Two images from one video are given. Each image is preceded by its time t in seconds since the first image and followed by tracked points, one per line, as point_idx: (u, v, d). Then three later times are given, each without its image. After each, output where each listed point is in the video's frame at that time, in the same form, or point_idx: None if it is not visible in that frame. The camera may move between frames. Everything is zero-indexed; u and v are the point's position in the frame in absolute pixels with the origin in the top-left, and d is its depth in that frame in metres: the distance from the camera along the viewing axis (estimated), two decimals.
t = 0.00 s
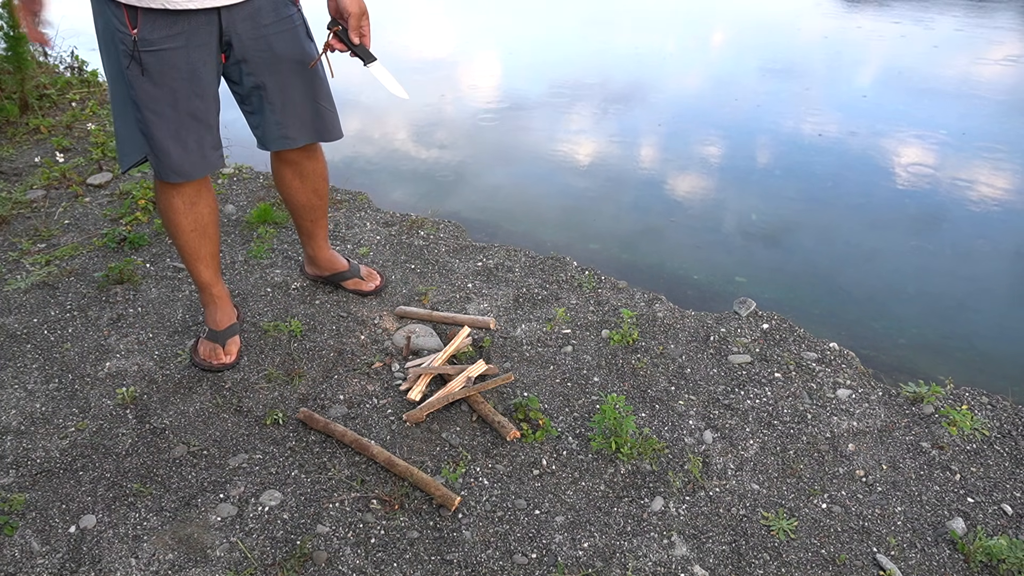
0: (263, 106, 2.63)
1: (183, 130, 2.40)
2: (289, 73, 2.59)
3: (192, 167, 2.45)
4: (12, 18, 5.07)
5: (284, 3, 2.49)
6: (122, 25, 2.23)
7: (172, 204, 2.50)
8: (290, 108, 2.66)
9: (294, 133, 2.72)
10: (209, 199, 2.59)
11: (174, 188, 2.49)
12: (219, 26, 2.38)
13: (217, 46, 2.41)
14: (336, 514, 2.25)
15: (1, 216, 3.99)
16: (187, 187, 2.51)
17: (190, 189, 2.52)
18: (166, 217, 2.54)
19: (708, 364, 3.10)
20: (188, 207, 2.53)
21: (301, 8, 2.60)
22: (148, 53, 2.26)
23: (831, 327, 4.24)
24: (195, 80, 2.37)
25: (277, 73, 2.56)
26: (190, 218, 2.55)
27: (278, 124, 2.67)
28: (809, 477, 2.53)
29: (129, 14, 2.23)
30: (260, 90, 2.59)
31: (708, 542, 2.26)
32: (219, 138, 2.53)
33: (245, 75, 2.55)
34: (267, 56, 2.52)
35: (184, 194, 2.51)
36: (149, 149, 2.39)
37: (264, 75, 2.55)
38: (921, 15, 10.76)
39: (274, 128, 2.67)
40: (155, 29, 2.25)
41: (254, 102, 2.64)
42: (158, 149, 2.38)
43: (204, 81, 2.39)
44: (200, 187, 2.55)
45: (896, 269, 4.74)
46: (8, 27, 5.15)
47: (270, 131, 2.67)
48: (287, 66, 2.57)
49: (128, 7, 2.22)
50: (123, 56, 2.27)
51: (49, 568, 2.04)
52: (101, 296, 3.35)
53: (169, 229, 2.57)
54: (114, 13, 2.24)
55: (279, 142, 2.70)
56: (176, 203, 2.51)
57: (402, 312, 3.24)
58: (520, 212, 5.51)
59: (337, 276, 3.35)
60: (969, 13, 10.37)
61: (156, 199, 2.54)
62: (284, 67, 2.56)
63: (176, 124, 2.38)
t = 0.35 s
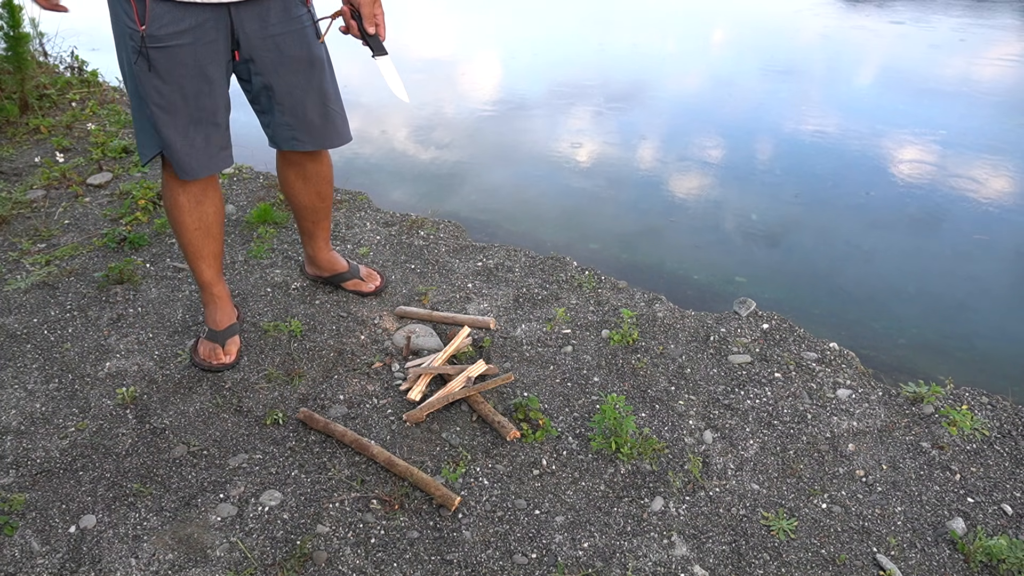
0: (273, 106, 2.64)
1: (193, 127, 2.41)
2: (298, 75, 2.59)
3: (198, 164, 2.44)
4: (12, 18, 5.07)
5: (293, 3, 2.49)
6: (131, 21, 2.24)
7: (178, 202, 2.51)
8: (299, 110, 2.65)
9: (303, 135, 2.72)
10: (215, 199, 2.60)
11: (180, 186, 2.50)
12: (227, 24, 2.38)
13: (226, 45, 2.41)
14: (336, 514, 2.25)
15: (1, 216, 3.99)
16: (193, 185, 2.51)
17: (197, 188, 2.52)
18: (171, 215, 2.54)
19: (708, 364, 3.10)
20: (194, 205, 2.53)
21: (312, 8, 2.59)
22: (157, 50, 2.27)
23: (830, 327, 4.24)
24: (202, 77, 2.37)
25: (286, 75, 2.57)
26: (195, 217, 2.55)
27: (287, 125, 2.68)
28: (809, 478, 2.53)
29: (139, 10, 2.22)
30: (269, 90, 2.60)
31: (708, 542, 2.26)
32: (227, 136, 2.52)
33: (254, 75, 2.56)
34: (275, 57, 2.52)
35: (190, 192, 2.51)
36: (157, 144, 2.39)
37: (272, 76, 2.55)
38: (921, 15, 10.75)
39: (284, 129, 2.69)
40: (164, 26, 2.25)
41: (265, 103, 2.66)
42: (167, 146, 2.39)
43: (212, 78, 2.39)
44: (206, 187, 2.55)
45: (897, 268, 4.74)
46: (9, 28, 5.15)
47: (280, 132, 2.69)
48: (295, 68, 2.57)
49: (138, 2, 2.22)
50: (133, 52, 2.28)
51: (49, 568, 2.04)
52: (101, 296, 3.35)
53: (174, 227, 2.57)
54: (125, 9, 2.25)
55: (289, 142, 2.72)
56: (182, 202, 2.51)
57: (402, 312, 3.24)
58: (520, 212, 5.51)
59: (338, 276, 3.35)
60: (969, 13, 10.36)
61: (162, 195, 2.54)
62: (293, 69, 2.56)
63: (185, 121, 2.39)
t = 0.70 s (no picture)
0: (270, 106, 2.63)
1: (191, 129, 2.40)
2: (295, 73, 2.59)
3: (198, 165, 2.45)
4: (12, 18, 5.08)
5: (291, 2, 2.51)
6: (130, 23, 2.23)
7: (176, 203, 2.50)
8: (297, 109, 2.66)
9: (301, 134, 2.72)
10: (213, 199, 2.59)
11: (178, 187, 2.49)
12: (226, 24, 2.38)
13: (225, 46, 2.41)
14: (335, 514, 2.25)
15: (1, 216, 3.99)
16: (191, 186, 2.51)
17: (195, 188, 2.52)
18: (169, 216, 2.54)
19: (708, 364, 3.10)
20: (192, 206, 2.53)
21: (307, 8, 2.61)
22: (156, 51, 2.26)
23: (830, 327, 4.24)
24: (202, 78, 2.37)
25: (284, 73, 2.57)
26: (194, 218, 2.55)
27: (285, 124, 2.67)
28: (809, 478, 2.53)
29: (137, 11, 2.22)
30: (266, 89, 2.59)
31: (708, 542, 2.26)
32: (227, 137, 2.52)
33: (251, 74, 2.55)
34: (273, 56, 2.52)
35: (187, 192, 2.51)
36: (156, 146, 2.38)
37: (270, 74, 2.55)
38: (921, 15, 10.75)
39: (281, 129, 2.67)
40: (162, 27, 2.25)
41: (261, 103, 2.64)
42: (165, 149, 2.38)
43: (211, 79, 2.39)
44: (204, 187, 2.55)
45: (897, 268, 4.74)
46: (9, 27, 5.16)
47: (276, 132, 2.67)
48: (294, 67, 2.57)
49: (136, 2, 2.22)
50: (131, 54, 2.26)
51: (49, 568, 2.04)
52: (101, 296, 3.35)
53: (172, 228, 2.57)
54: (122, 11, 2.24)
55: (285, 142, 2.70)
56: (180, 203, 2.51)
57: (402, 312, 3.24)
58: (520, 212, 5.51)
59: (338, 276, 3.35)
60: (969, 13, 10.36)
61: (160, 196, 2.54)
62: (292, 67, 2.57)
63: (184, 123, 2.38)
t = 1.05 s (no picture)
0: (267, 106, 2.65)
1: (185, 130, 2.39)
2: (291, 74, 2.61)
3: (190, 166, 2.43)
4: (12, 18, 5.08)
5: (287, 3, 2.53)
6: (124, 22, 2.23)
7: (174, 203, 2.50)
8: (294, 110, 2.68)
9: (298, 135, 2.73)
10: (210, 199, 2.59)
11: (174, 187, 2.48)
12: (219, 25, 2.39)
13: (218, 46, 2.42)
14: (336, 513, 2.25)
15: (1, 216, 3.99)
16: (188, 186, 2.51)
17: (192, 188, 2.51)
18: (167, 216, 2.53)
19: (708, 364, 3.10)
20: (190, 206, 2.53)
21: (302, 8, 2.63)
22: (149, 50, 2.25)
23: (830, 327, 4.24)
24: (195, 78, 2.37)
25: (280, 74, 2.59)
26: (191, 218, 2.55)
27: (282, 125, 2.69)
28: (810, 478, 2.53)
29: (132, 11, 2.22)
30: (263, 90, 2.61)
31: (708, 542, 2.26)
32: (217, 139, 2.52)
33: (248, 74, 2.58)
34: (269, 56, 2.54)
35: (184, 193, 2.50)
36: (149, 147, 2.37)
37: (265, 74, 2.57)
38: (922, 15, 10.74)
39: (279, 129, 2.70)
40: (157, 26, 2.25)
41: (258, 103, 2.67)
42: (159, 150, 2.37)
43: (204, 79, 2.39)
44: (201, 187, 2.54)
45: (897, 269, 4.74)
46: (9, 27, 5.16)
47: (274, 132, 2.70)
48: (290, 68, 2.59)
49: (131, 2, 2.22)
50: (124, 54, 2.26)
51: (49, 568, 2.04)
52: (101, 296, 3.35)
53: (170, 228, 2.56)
54: (117, 10, 2.25)
55: (283, 143, 2.73)
56: (177, 203, 2.50)
57: (402, 312, 3.24)
58: (519, 212, 5.51)
59: (337, 277, 3.35)
60: (970, 14, 10.35)
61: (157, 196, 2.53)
62: (287, 67, 2.59)
63: (177, 124, 2.37)
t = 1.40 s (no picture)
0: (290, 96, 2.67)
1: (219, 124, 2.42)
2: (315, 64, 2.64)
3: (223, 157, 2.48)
4: (12, 18, 5.08)
5: None
6: (163, 24, 2.23)
7: (183, 199, 2.50)
8: (316, 100, 2.70)
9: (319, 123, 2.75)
10: (219, 196, 2.59)
11: (185, 183, 2.48)
12: (253, 21, 2.43)
13: (252, 40, 2.46)
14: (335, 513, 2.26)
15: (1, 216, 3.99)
16: (198, 182, 2.50)
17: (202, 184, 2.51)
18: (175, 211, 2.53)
19: (708, 364, 3.10)
20: (198, 202, 2.52)
21: (327, 4, 2.70)
22: (188, 50, 2.28)
23: (830, 327, 4.24)
24: (230, 74, 2.40)
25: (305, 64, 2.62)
26: (199, 214, 2.54)
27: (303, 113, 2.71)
28: (809, 478, 2.53)
29: (172, 13, 2.23)
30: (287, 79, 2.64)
31: (708, 542, 2.26)
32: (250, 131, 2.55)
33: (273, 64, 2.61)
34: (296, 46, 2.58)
35: (194, 188, 2.50)
36: (182, 144, 2.37)
37: (291, 62, 2.60)
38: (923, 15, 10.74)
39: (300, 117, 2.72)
40: (196, 26, 2.27)
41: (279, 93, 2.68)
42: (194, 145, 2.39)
43: (238, 75, 2.43)
44: (211, 184, 2.54)
45: (897, 269, 4.74)
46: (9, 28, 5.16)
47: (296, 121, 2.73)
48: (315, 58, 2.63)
49: (171, 4, 2.23)
50: (163, 54, 2.27)
51: (49, 568, 2.04)
52: (101, 296, 3.35)
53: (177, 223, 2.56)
54: (153, 11, 2.23)
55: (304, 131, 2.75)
56: (186, 199, 2.50)
57: (402, 312, 3.24)
58: (520, 212, 5.52)
59: (337, 277, 3.35)
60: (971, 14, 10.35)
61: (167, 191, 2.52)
62: (312, 57, 2.63)
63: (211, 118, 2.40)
